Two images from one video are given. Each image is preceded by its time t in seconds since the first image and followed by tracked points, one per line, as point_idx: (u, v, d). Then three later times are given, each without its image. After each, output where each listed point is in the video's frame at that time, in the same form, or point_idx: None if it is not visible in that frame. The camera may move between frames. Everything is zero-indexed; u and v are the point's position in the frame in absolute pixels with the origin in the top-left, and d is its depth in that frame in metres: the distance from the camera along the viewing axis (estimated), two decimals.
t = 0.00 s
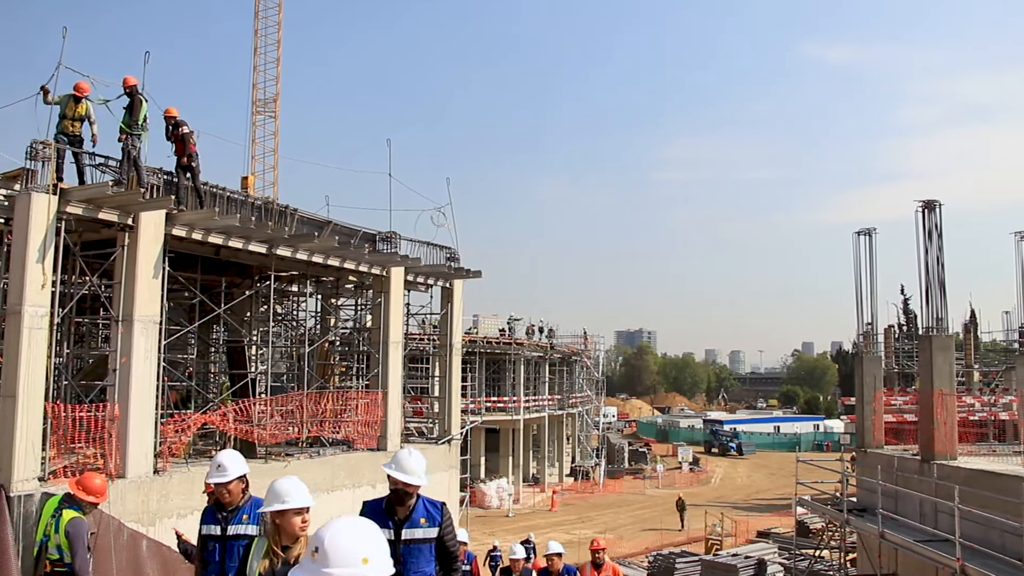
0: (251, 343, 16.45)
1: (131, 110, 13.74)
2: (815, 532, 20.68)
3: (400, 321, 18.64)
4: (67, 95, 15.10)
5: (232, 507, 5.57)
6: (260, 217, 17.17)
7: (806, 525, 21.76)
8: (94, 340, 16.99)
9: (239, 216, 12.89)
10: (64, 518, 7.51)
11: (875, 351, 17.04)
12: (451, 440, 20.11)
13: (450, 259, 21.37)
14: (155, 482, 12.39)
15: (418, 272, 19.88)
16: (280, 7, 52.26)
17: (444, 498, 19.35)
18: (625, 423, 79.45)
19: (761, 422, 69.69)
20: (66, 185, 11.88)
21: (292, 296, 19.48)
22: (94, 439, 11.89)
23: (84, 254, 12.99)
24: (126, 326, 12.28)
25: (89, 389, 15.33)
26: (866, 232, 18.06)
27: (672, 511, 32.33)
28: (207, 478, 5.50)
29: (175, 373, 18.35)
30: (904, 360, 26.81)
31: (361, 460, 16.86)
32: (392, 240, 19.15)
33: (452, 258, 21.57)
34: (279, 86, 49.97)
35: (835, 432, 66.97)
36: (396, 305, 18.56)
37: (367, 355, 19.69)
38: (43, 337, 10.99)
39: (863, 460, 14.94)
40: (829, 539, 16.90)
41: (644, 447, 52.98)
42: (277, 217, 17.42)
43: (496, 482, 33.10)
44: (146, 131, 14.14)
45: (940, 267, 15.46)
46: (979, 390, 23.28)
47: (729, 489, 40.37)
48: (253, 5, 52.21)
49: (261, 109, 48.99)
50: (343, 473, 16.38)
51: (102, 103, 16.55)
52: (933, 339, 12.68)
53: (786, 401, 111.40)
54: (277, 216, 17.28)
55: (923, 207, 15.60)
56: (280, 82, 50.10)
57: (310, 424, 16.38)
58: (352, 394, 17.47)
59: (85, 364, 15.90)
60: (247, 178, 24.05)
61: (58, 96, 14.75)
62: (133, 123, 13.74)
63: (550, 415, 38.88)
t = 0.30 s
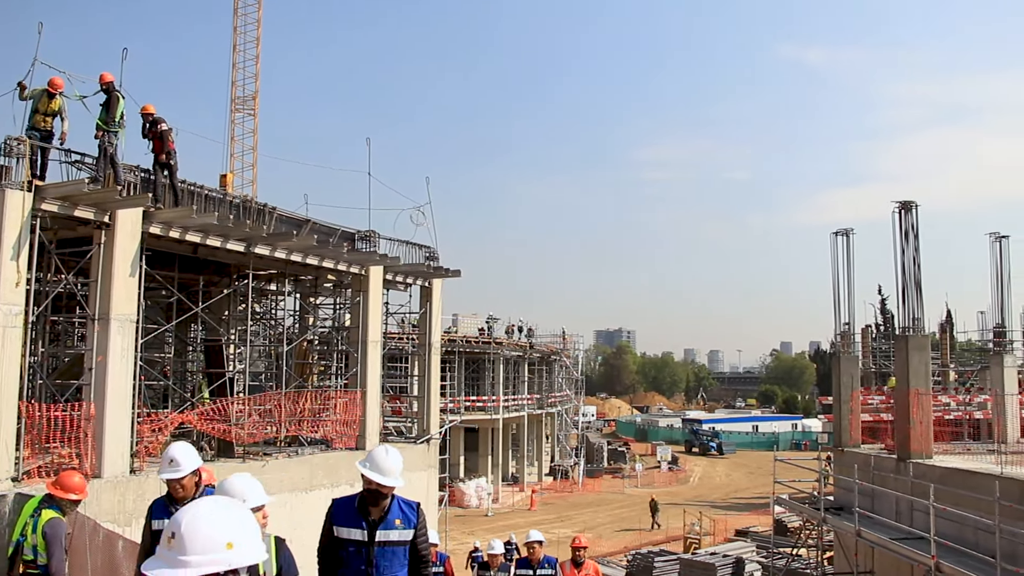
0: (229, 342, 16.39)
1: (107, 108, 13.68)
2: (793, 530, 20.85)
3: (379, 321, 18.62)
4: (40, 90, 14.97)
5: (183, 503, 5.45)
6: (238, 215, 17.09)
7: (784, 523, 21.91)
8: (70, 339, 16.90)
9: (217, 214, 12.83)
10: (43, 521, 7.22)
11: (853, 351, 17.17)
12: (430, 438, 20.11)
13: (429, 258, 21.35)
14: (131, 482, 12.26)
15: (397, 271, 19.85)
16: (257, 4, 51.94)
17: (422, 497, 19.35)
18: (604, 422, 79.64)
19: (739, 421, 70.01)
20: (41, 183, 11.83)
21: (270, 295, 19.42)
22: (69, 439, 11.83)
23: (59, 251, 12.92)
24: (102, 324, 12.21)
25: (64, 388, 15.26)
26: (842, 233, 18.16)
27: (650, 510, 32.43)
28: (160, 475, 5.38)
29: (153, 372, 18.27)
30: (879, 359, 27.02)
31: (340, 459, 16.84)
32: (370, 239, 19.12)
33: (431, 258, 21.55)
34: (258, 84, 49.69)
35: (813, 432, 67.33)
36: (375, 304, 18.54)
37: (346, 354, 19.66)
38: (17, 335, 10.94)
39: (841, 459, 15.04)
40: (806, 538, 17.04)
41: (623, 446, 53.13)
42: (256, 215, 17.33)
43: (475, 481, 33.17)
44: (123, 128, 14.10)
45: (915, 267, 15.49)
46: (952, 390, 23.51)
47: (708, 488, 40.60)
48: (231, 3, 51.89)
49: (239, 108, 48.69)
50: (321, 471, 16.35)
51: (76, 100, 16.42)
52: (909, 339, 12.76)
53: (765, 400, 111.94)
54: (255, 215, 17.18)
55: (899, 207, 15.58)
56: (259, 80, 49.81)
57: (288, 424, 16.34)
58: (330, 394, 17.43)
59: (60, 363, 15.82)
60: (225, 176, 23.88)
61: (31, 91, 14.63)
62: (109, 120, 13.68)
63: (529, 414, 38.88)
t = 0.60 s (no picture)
0: (207, 341, 16.33)
1: (84, 104, 13.60)
2: (770, 528, 21.03)
3: (358, 320, 18.63)
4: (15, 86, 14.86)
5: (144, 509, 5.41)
6: (216, 213, 17.03)
7: (762, 521, 22.09)
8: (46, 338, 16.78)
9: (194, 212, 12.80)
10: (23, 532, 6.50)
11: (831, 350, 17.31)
12: (409, 438, 20.12)
13: (409, 257, 21.34)
14: (108, 481, 12.22)
15: (376, 271, 19.84)
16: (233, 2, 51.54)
17: (402, 497, 19.38)
18: (583, 421, 79.83)
19: (718, 420, 70.36)
20: (16, 180, 11.75)
21: (249, 294, 19.36)
22: (44, 439, 11.67)
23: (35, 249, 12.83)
24: (78, 323, 12.14)
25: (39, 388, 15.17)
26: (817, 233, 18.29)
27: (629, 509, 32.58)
28: (118, 479, 5.36)
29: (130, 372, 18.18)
30: (856, 359, 27.25)
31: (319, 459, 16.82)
32: (350, 238, 19.10)
33: (411, 257, 21.56)
34: (236, 81, 49.39)
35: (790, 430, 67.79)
36: (354, 303, 18.54)
37: (325, 353, 19.63)
38: None
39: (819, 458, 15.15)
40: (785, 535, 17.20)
41: (602, 445, 53.29)
42: (234, 213, 17.27)
43: (455, 480, 33.21)
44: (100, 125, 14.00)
45: (892, 267, 15.51)
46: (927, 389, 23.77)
47: (686, 486, 40.85)
48: None
49: (218, 105, 48.43)
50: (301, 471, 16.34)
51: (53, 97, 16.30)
52: (886, 338, 12.90)
53: (744, 399, 112.54)
54: (234, 213, 17.10)
55: (876, 207, 15.61)
56: (237, 78, 49.52)
57: (267, 423, 16.31)
58: (310, 393, 17.40)
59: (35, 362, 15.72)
60: (204, 174, 23.79)
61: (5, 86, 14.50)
62: (86, 117, 13.61)
63: (509, 413, 38.91)
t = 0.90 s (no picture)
0: (185, 339, 16.24)
1: (61, 100, 13.50)
2: (749, 525, 21.13)
3: (338, 317, 18.59)
4: None
5: (106, 510, 5.25)
6: (195, 211, 16.94)
7: (741, 519, 22.25)
8: (22, 336, 16.62)
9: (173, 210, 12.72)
10: None
11: (810, 348, 17.41)
12: (389, 436, 20.11)
13: (388, 255, 21.33)
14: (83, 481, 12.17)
15: (356, 269, 19.79)
16: None
17: (381, 495, 19.37)
18: (564, 420, 79.95)
19: (698, 418, 70.60)
20: None
21: (227, 292, 19.27)
22: (20, 438, 11.65)
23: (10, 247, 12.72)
24: (54, 321, 12.04)
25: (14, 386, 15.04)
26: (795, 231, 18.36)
27: (609, 507, 32.69)
28: (79, 480, 5.10)
29: (107, 371, 18.05)
30: (834, 357, 27.48)
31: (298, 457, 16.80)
32: (329, 235, 19.03)
33: (390, 254, 21.52)
34: (216, 78, 49.01)
35: (770, 428, 68.03)
36: (333, 301, 18.50)
37: (304, 351, 19.56)
38: None
39: (798, 455, 15.23)
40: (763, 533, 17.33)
41: (582, 443, 53.39)
42: (213, 211, 17.17)
43: (434, 478, 33.21)
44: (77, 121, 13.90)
45: (870, 266, 15.60)
46: (902, 387, 24.02)
47: (666, 484, 41.04)
48: None
49: (197, 102, 48.08)
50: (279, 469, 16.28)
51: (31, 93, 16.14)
52: (864, 336, 13.02)
53: (724, 397, 113.04)
54: (213, 211, 17.02)
55: (855, 206, 15.67)
56: (217, 74, 49.14)
57: (246, 422, 16.23)
58: (289, 391, 17.34)
59: (10, 361, 15.57)
60: (183, 171, 23.56)
61: None
62: (63, 113, 13.51)
63: (489, 411, 38.89)
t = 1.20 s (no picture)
0: (164, 337, 16.16)
1: (39, 96, 13.42)
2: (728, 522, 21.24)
3: (318, 315, 18.56)
4: None
5: (66, 500, 5.04)
6: (174, 208, 16.85)
7: (720, 516, 22.39)
8: None
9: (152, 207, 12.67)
10: None
11: (789, 347, 17.50)
12: (369, 434, 20.12)
13: (369, 253, 21.28)
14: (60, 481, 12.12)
15: (336, 266, 19.77)
16: None
17: (362, 493, 19.37)
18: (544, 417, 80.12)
19: (678, 415, 70.91)
20: None
21: (207, 289, 19.18)
22: None
23: None
24: (31, 319, 11.97)
25: None
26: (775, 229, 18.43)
27: (589, 505, 32.77)
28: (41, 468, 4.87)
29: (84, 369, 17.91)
30: (814, 354, 27.63)
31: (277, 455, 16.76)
32: (309, 233, 18.97)
33: (371, 252, 21.48)
34: (195, 74, 48.73)
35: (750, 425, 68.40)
36: (314, 298, 18.47)
37: (284, 349, 19.50)
38: None
39: (778, 452, 15.30)
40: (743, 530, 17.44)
41: (563, 441, 53.49)
42: (192, 208, 17.09)
43: (415, 476, 33.23)
44: (54, 117, 13.83)
45: (849, 265, 15.63)
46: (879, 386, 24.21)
47: (647, 481, 41.20)
48: None
49: (177, 98, 47.81)
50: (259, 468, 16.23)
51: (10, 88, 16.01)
52: (843, 334, 13.14)
53: (704, 394, 113.59)
54: (192, 208, 16.94)
55: (834, 205, 15.67)
56: (197, 71, 48.86)
57: (225, 420, 16.17)
58: (269, 389, 17.30)
59: None
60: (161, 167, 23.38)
61: None
62: (40, 108, 13.43)
63: (469, 409, 38.87)
